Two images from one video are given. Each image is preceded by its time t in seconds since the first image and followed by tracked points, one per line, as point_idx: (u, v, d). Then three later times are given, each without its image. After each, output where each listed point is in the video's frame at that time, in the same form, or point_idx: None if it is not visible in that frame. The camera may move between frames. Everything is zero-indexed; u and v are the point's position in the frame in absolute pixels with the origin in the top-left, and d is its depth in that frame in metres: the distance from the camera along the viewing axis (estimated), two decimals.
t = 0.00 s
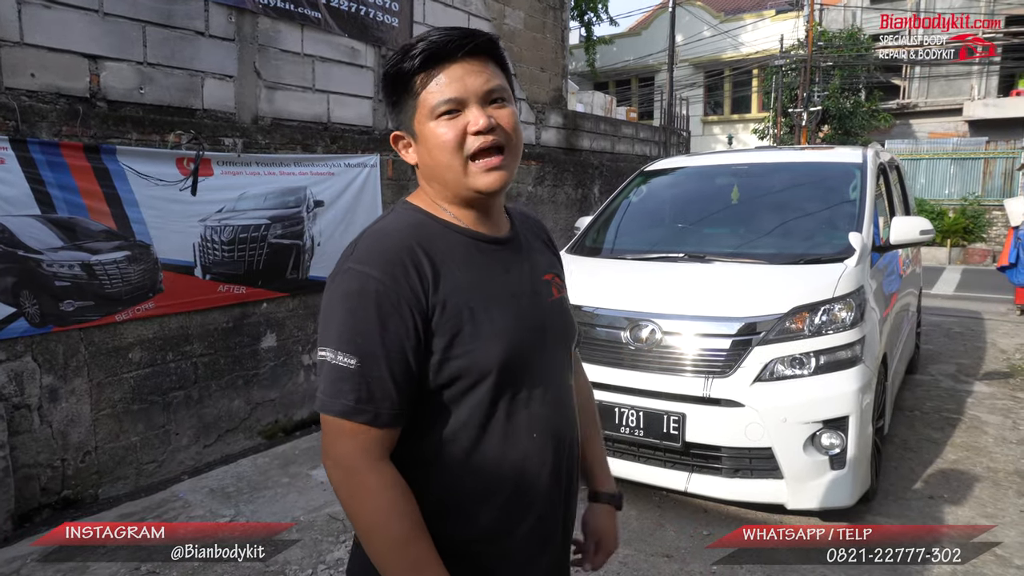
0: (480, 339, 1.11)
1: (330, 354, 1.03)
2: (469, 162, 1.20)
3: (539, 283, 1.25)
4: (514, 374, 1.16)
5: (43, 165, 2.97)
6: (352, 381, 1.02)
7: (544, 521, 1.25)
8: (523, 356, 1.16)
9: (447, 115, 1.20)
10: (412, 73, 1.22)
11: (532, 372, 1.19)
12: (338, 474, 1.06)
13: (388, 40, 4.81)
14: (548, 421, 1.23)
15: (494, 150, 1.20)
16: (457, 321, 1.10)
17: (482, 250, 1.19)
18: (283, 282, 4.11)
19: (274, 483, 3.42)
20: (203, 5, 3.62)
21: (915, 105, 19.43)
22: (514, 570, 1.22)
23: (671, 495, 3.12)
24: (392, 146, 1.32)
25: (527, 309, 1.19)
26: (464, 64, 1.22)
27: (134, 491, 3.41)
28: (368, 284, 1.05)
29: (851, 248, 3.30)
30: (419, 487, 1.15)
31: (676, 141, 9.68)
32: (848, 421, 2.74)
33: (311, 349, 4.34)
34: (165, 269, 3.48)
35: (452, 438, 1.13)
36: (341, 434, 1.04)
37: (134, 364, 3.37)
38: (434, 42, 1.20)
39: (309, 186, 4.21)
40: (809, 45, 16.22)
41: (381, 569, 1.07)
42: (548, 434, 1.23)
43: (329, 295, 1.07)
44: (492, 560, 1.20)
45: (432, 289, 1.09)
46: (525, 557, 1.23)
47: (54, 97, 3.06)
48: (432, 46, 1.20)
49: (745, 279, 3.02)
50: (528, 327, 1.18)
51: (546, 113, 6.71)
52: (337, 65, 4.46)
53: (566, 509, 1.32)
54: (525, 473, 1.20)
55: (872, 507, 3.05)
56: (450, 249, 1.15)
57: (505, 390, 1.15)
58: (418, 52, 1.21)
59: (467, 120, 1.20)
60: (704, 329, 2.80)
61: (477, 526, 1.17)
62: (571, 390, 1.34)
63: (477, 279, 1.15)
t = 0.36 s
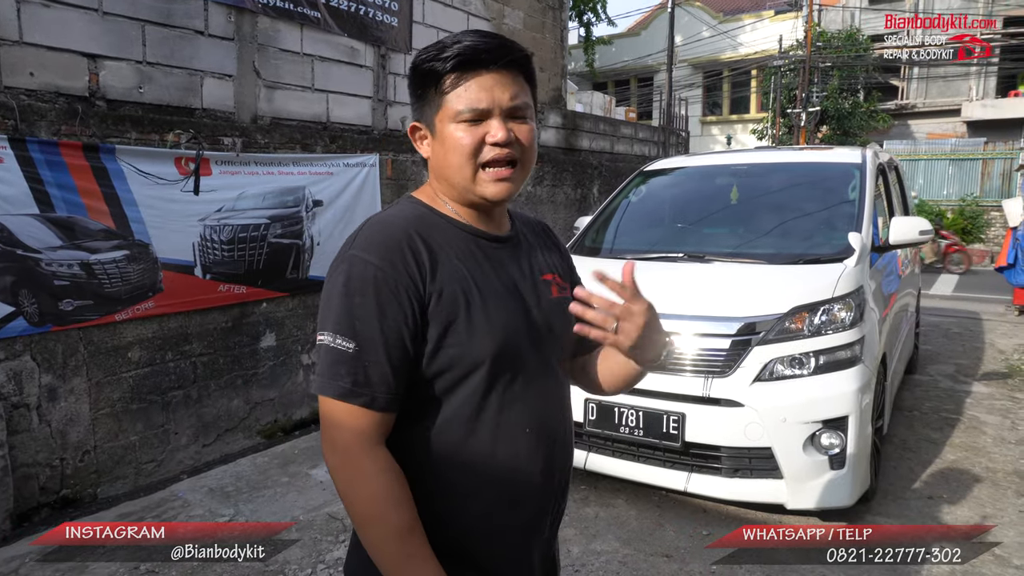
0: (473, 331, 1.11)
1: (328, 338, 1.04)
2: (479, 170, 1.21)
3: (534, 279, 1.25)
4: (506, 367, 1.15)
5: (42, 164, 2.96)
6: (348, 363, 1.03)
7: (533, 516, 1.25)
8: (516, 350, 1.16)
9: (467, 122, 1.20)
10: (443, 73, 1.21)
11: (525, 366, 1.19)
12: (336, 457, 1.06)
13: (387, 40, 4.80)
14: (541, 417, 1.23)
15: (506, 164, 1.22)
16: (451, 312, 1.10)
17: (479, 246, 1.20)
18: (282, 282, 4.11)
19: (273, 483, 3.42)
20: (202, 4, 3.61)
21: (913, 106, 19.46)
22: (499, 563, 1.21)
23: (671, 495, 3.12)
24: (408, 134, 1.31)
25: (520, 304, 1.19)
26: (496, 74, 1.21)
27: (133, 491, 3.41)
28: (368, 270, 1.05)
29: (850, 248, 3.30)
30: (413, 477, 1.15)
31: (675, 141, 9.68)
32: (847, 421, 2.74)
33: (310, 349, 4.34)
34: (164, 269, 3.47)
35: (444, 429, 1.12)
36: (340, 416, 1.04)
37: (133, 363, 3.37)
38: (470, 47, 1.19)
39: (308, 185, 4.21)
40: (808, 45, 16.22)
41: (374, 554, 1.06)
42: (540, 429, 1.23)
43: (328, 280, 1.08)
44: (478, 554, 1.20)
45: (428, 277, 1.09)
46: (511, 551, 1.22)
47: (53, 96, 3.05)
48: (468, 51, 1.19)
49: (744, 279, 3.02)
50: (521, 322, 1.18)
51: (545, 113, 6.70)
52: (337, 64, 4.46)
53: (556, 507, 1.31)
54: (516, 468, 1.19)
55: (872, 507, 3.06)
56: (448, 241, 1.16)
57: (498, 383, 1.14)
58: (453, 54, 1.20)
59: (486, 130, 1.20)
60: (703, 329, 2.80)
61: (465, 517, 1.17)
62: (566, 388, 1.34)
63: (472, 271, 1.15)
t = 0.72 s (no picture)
0: (453, 335, 1.12)
1: (310, 333, 1.07)
2: (488, 179, 1.21)
3: (528, 283, 1.23)
4: (490, 371, 1.14)
5: (45, 164, 2.96)
6: (324, 359, 1.05)
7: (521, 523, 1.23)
8: (499, 354, 1.15)
9: (487, 128, 1.20)
10: (473, 76, 1.21)
11: (512, 372, 1.18)
12: (315, 448, 1.08)
13: (389, 38, 4.80)
14: (531, 424, 1.21)
15: (515, 178, 1.21)
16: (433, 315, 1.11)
17: (471, 249, 1.19)
18: (284, 281, 4.11)
19: (276, 481, 3.43)
20: (203, 3, 3.61)
21: (915, 103, 19.41)
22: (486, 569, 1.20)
23: (673, 493, 3.12)
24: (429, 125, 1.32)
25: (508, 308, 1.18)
26: (525, 87, 1.21)
27: (137, 489, 3.42)
28: (351, 270, 1.07)
29: (853, 245, 3.30)
30: (394, 472, 1.16)
31: (676, 138, 9.67)
32: (850, 418, 2.74)
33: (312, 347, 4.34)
34: (167, 268, 3.48)
35: (426, 430, 1.13)
36: (318, 409, 1.06)
37: (136, 362, 3.37)
38: (506, 56, 1.19)
39: (310, 184, 4.21)
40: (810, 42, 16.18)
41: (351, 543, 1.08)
42: (529, 434, 1.20)
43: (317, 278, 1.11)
44: (463, 558, 1.19)
45: (411, 280, 1.11)
46: (497, 557, 1.21)
47: (55, 95, 3.05)
48: (503, 60, 1.19)
49: (747, 276, 3.02)
50: (508, 327, 1.17)
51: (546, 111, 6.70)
52: (339, 63, 4.46)
53: (551, 515, 1.29)
54: (502, 473, 1.18)
55: (875, 505, 3.05)
56: (438, 243, 1.16)
57: (482, 389, 1.14)
58: (487, 59, 1.20)
59: (504, 141, 1.20)
60: (706, 327, 2.80)
61: (447, 519, 1.18)
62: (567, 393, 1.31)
63: (458, 274, 1.15)
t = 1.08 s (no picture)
0: (470, 332, 1.12)
1: (326, 331, 1.07)
2: (498, 170, 1.21)
3: (537, 282, 1.24)
4: (503, 368, 1.16)
5: (47, 161, 2.97)
6: (342, 357, 1.05)
7: (530, 518, 1.25)
8: (514, 351, 1.16)
9: (490, 119, 1.20)
10: (469, 70, 1.21)
11: (525, 367, 1.19)
12: (330, 448, 1.08)
13: (390, 37, 4.80)
14: (540, 419, 1.23)
15: (525, 165, 1.21)
16: (451, 312, 1.11)
17: (483, 246, 1.19)
18: (285, 279, 4.11)
19: (277, 479, 3.43)
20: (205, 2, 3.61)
21: (915, 104, 19.42)
22: (496, 564, 1.22)
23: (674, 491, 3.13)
24: (427, 127, 1.31)
25: (521, 305, 1.18)
26: (520, 75, 1.21)
27: (138, 487, 3.42)
28: (368, 267, 1.07)
29: (854, 245, 3.30)
30: (407, 470, 1.16)
31: (677, 138, 9.68)
32: (850, 418, 2.75)
33: (313, 346, 4.35)
34: (169, 265, 3.48)
35: (441, 427, 1.14)
36: (333, 408, 1.07)
37: (138, 360, 3.38)
38: (499, 47, 1.20)
39: (311, 182, 4.21)
40: (810, 43, 16.18)
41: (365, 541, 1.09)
42: (537, 430, 1.23)
43: (331, 275, 1.10)
44: (474, 555, 1.20)
45: (428, 277, 1.10)
46: (506, 553, 1.23)
47: (58, 93, 3.06)
48: (496, 51, 1.20)
49: (748, 276, 3.02)
50: (522, 324, 1.18)
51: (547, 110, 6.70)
52: (340, 61, 4.46)
53: (555, 509, 1.31)
54: (513, 467, 1.20)
55: (874, 504, 3.06)
56: (452, 240, 1.16)
57: (496, 385, 1.15)
58: (483, 51, 1.20)
59: (509, 130, 1.20)
60: (706, 326, 2.80)
61: (461, 516, 1.18)
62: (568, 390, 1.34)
63: (473, 271, 1.15)
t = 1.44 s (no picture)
0: (501, 327, 1.14)
1: (365, 338, 1.04)
2: (529, 171, 1.24)
3: (545, 275, 1.28)
4: (530, 361, 1.18)
5: (48, 160, 2.97)
6: (389, 363, 1.04)
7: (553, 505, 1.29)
8: (538, 344, 1.19)
9: (526, 121, 1.22)
10: (506, 70, 1.21)
11: (546, 359, 1.22)
12: (375, 459, 1.06)
13: (390, 34, 4.80)
14: (555, 408, 1.27)
15: (546, 167, 1.28)
16: (483, 308, 1.12)
17: (495, 244, 1.21)
18: (286, 277, 4.12)
19: (279, 476, 3.44)
20: None
21: (914, 100, 19.41)
22: (527, 554, 1.24)
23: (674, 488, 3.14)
24: (442, 121, 1.24)
25: (538, 297, 1.22)
26: (542, 81, 1.26)
27: (139, 485, 3.43)
28: (402, 269, 1.06)
29: (854, 242, 3.31)
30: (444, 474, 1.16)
31: (676, 136, 9.68)
32: (850, 414, 2.76)
33: (314, 343, 4.35)
34: (170, 264, 3.49)
35: (472, 423, 1.15)
36: (379, 418, 1.05)
37: (139, 358, 3.39)
38: (530, 51, 1.23)
39: (311, 180, 4.21)
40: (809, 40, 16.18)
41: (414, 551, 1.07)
42: (555, 418, 1.27)
43: (358, 279, 1.08)
44: (505, 547, 1.22)
45: (458, 276, 1.11)
46: (536, 543, 1.25)
47: (58, 91, 3.06)
48: (528, 55, 1.22)
49: (748, 274, 3.03)
50: (541, 318, 1.21)
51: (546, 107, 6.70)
52: (340, 59, 4.46)
53: (568, 495, 1.36)
54: (538, 456, 1.23)
55: (874, 500, 3.07)
56: (470, 239, 1.17)
57: (523, 377, 1.18)
58: (511, 56, 1.21)
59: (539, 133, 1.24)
60: (707, 323, 2.81)
61: (493, 510, 1.20)
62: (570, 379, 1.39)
63: (496, 268, 1.17)
